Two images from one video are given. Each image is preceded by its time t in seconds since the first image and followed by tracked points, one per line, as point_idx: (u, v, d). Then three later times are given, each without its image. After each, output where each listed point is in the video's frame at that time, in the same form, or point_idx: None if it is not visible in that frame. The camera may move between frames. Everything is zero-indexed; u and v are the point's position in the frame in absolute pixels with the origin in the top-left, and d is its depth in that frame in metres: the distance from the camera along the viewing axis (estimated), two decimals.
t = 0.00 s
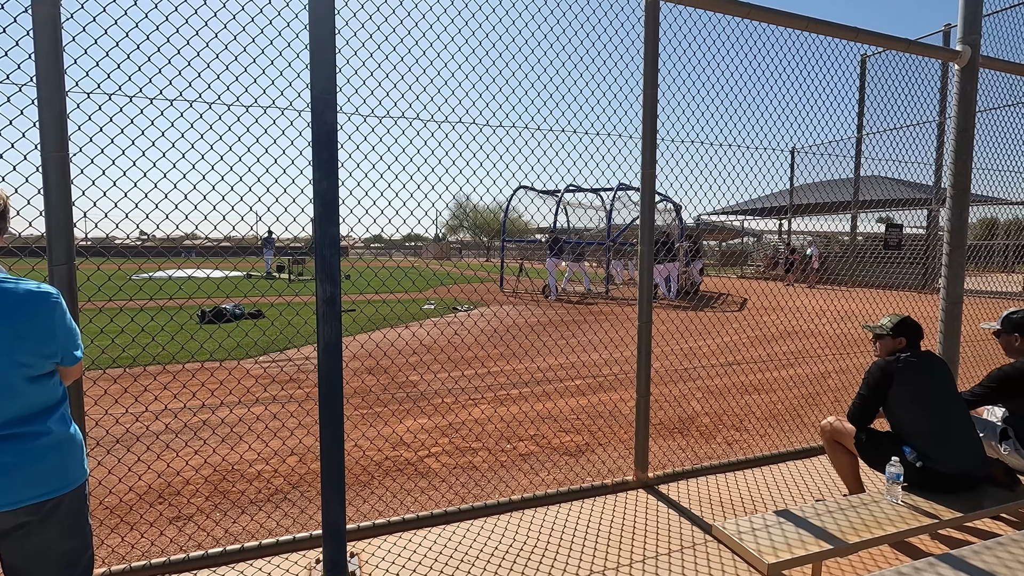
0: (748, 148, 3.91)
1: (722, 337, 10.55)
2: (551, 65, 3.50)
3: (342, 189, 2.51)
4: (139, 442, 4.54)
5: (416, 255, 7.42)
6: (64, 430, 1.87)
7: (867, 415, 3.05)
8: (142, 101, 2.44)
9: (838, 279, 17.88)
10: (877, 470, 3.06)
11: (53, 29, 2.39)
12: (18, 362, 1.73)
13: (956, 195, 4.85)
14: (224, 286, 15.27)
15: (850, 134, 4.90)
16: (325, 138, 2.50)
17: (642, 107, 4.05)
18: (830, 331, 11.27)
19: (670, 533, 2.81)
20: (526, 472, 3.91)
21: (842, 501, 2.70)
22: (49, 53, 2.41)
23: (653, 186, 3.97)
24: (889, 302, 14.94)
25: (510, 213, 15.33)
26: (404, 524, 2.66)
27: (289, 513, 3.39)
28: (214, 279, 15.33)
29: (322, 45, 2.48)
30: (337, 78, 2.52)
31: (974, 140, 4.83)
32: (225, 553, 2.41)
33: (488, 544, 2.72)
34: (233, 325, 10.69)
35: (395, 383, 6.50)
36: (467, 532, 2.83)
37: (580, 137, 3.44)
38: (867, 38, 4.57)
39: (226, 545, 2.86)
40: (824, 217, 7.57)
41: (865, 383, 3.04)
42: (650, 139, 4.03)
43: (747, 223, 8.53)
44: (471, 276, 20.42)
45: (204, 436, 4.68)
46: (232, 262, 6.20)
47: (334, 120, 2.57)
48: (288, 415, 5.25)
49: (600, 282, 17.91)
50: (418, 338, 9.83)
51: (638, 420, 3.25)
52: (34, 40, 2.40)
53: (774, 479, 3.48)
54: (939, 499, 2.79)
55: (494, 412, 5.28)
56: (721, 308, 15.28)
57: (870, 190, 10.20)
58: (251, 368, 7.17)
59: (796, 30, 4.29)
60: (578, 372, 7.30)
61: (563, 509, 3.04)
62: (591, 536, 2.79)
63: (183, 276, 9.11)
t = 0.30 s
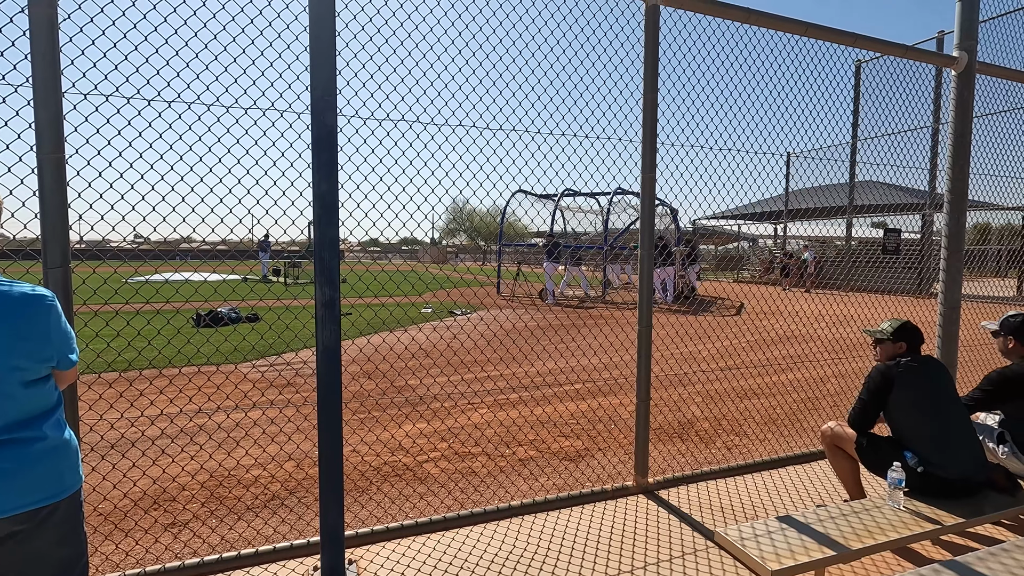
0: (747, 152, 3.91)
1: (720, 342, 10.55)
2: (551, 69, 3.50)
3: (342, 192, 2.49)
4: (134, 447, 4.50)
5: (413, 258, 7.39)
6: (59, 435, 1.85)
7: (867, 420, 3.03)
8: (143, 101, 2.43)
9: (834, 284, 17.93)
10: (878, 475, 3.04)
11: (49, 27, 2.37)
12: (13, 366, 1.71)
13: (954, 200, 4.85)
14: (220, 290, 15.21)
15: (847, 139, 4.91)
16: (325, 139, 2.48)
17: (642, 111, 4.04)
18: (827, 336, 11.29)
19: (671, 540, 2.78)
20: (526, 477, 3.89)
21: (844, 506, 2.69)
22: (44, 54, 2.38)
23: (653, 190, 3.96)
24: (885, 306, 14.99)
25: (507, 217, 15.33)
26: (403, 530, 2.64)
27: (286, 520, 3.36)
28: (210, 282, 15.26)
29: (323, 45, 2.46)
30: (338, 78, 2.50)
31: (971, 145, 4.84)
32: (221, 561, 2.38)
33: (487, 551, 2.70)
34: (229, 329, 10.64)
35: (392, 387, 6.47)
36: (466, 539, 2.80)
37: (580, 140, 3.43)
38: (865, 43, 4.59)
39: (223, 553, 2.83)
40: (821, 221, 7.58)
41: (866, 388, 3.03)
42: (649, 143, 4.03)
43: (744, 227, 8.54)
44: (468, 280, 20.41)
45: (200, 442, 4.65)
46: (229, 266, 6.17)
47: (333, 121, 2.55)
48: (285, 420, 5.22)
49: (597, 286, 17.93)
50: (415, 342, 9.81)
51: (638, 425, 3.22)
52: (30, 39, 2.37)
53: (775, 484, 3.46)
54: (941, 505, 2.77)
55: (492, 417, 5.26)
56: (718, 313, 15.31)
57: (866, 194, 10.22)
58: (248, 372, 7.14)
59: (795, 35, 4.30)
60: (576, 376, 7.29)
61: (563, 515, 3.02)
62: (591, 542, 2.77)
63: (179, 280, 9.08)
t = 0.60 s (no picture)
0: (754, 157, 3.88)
1: (722, 347, 10.51)
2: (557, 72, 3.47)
3: (347, 197, 2.46)
4: (133, 454, 4.45)
5: (414, 262, 7.35)
6: (57, 447, 1.80)
7: (878, 428, 2.99)
8: (145, 103, 2.39)
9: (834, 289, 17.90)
10: (890, 484, 3.00)
11: (50, 28, 2.33)
12: (10, 376, 1.66)
13: (960, 206, 4.82)
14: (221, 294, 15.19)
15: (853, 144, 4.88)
16: (329, 142, 2.44)
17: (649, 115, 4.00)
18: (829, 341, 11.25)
19: (680, 550, 2.74)
20: (532, 484, 3.84)
21: (857, 517, 2.64)
22: (45, 55, 2.35)
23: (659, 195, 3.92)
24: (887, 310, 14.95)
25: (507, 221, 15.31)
26: (408, 540, 2.59)
27: (288, 529, 3.32)
28: (210, 286, 15.22)
29: (328, 47, 2.43)
30: (343, 82, 2.47)
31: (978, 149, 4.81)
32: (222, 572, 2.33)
33: (493, 562, 2.65)
34: (229, 333, 10.60)
35: (393, 393, 6.43)
36: (472, 550, 2.75)
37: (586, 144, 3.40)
38: (871, 47, 4.56)
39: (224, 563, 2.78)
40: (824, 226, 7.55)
41: (876, 396, 2.98)
42: (656, 148, 3.99)
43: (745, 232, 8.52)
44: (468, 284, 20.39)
45: (200, 448, 4.60)
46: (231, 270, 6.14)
47: (338, 125, 2.51)
48: (286, 426, 5.17)
49: (598, 290, 17.90)
50: (416, 346, 9.77)
51: (645, 432, 3.18)
52: (30, 40, 2.34)
53: (784, 492, 3.42)
54: (954, 515, 2.72)
55: (495, 423, 5.21)
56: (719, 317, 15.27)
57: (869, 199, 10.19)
58: (248, 377, 7.10)
59: (801, 38, 4.27)
60: (578, 381, 7.24)
61: (570, 524, 2.97)
62: (599, 552, 2.72)
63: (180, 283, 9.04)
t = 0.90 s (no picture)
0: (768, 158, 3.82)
1: (729, 350, 10.45)
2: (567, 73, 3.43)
3: (359, 199, 2.42)
4: (140, 458, 4.43)
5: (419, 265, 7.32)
6: (65, 454, 1.76)
7: (898, 434, 2.93)
8: (154, 104, 2.36)
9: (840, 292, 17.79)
10: (911, 491, 2.93)
11: (59, 29, 2.30)
12: (16, 381, 1.63)
13: (976, 208, 4.75)
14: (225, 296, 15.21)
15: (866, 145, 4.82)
16: (341, 143, 2.40)
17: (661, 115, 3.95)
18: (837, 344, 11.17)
19: (697, 558, 2.68)
20: (543, 489, 3.80)
21: (878, 524, 2.59)
22: (53, 54, 2.32)
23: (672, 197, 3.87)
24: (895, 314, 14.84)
25: (512, 224, 15.27)
26: (419, 547, 2.55)
27: (296, 534, 3.27)
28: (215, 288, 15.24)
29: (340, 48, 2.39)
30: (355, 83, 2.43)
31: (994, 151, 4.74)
32: None
33: (507, 569, 2.59)
34: (234, 336, 10.59)
35: (400, 396, 6.39)
36: (484, 557, 2.70)
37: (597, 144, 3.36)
38: (885, 47, 4.50)
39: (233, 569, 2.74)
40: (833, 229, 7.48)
41: (896, 401, 2.92)
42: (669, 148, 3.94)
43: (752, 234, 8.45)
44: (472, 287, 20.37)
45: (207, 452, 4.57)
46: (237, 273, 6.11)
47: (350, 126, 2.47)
48: (293, 430, 5.14)
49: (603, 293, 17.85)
50: (421, 349, 9.74)
51: (659, 437, 3.12)
52: (40, 40, 2.31)
53: (800, 499, 3.36)
54: (978, 523, 2.66)
55: (504, 427, 5.16)
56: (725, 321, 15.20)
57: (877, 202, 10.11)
58: (254, 380, 7.08)
59: (815, 39, 4.22)
60: (585, 385, 7.19)
61: (583, 531, 2.91)
62: (614, 559, 2.67)
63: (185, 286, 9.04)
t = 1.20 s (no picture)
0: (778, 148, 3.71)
1: (734, 348, 10.33)
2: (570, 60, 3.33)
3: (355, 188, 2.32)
4: (134, 456, 4.35)
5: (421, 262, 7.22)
6: (36, 449, 1.67)
7: (916, 433, 2.80)
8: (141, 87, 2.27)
9: (847, 291, 17.62)
10: (930, 493, 2.81)
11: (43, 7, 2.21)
12: None
13: (993, 202, 4.61)
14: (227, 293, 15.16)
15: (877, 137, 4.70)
16: (336, 130, 2.31)
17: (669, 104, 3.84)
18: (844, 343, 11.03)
19: (706, 561, 2.58)
20: (547, 489, 3.70)
21: (897, 527, 2.47)
22: (37, 34, 2.23)
23: (679, 188, 3.75)
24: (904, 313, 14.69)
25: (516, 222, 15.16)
26: (416, 548, 2.46)
27: (292, 535, 3.18)
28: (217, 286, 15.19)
29: (335, 30, 2.30)
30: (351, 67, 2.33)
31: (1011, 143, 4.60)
32: None
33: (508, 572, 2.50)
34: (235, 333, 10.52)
35: (400, 394, 6.30)
36: (485, 560, 2.60)
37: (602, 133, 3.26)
38: (901, 35, 4.36)
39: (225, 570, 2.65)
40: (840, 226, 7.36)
41: (914, 399, 2.79)
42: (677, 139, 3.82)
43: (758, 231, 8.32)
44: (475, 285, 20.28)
45: (203, 450, 4.48)
46: (234, 269, 6.02)
47: (345, 112, 2.37)
48: (292, 428, 5.05)
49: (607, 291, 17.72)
50: (422, 347, 9.65)
51: (667, 436, 3.02)
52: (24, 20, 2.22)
53: (811, 500, 3.25)
54: (1002, 527, 2.54)
55: (506, 425, 5.06)
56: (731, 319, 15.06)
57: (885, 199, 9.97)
58: (254, 377, 7.00)
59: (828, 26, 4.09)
60: (589, 383, 7.09)
61: (588, 532, 2.81)
62: (620, 563, 2.56)
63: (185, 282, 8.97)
